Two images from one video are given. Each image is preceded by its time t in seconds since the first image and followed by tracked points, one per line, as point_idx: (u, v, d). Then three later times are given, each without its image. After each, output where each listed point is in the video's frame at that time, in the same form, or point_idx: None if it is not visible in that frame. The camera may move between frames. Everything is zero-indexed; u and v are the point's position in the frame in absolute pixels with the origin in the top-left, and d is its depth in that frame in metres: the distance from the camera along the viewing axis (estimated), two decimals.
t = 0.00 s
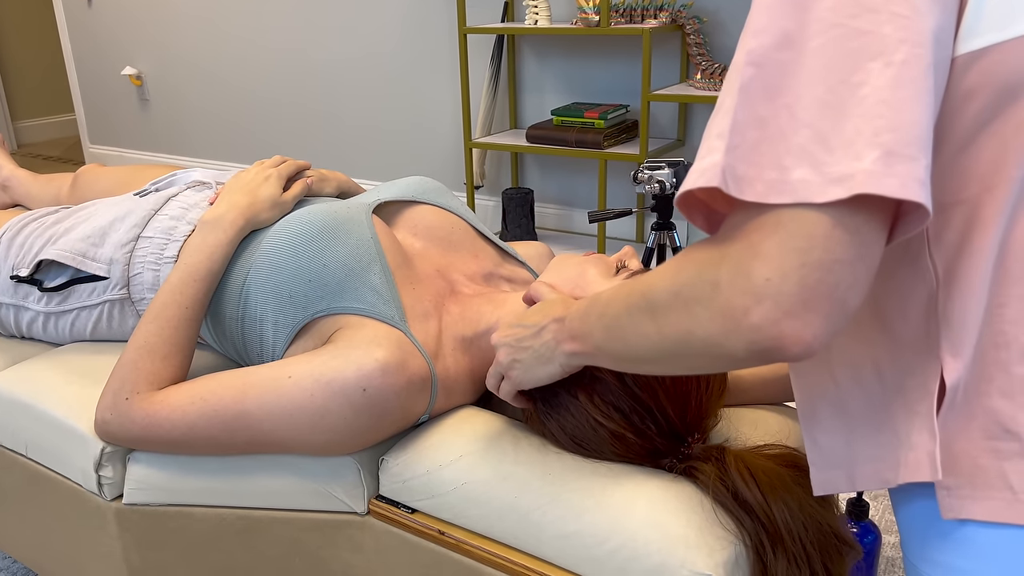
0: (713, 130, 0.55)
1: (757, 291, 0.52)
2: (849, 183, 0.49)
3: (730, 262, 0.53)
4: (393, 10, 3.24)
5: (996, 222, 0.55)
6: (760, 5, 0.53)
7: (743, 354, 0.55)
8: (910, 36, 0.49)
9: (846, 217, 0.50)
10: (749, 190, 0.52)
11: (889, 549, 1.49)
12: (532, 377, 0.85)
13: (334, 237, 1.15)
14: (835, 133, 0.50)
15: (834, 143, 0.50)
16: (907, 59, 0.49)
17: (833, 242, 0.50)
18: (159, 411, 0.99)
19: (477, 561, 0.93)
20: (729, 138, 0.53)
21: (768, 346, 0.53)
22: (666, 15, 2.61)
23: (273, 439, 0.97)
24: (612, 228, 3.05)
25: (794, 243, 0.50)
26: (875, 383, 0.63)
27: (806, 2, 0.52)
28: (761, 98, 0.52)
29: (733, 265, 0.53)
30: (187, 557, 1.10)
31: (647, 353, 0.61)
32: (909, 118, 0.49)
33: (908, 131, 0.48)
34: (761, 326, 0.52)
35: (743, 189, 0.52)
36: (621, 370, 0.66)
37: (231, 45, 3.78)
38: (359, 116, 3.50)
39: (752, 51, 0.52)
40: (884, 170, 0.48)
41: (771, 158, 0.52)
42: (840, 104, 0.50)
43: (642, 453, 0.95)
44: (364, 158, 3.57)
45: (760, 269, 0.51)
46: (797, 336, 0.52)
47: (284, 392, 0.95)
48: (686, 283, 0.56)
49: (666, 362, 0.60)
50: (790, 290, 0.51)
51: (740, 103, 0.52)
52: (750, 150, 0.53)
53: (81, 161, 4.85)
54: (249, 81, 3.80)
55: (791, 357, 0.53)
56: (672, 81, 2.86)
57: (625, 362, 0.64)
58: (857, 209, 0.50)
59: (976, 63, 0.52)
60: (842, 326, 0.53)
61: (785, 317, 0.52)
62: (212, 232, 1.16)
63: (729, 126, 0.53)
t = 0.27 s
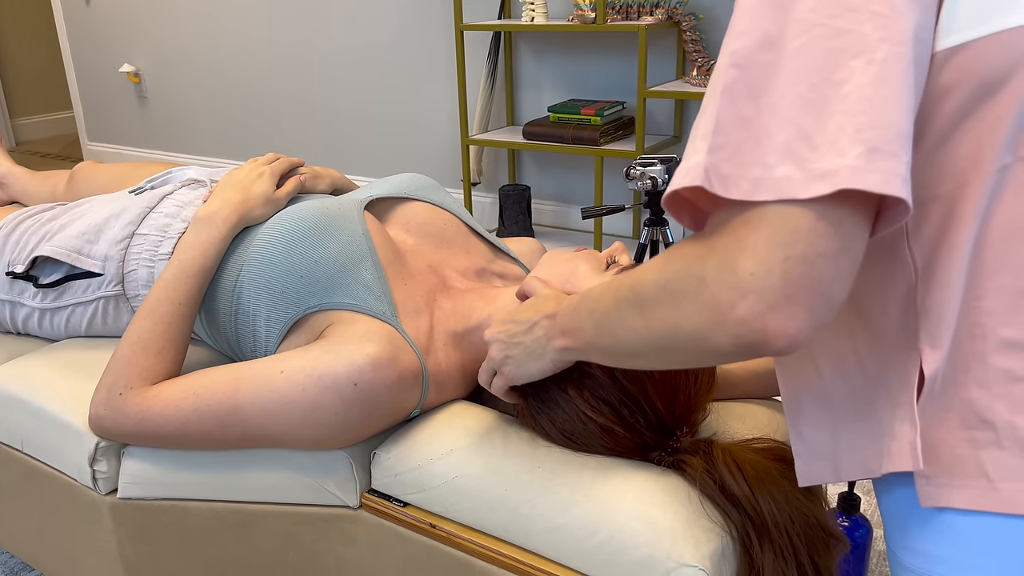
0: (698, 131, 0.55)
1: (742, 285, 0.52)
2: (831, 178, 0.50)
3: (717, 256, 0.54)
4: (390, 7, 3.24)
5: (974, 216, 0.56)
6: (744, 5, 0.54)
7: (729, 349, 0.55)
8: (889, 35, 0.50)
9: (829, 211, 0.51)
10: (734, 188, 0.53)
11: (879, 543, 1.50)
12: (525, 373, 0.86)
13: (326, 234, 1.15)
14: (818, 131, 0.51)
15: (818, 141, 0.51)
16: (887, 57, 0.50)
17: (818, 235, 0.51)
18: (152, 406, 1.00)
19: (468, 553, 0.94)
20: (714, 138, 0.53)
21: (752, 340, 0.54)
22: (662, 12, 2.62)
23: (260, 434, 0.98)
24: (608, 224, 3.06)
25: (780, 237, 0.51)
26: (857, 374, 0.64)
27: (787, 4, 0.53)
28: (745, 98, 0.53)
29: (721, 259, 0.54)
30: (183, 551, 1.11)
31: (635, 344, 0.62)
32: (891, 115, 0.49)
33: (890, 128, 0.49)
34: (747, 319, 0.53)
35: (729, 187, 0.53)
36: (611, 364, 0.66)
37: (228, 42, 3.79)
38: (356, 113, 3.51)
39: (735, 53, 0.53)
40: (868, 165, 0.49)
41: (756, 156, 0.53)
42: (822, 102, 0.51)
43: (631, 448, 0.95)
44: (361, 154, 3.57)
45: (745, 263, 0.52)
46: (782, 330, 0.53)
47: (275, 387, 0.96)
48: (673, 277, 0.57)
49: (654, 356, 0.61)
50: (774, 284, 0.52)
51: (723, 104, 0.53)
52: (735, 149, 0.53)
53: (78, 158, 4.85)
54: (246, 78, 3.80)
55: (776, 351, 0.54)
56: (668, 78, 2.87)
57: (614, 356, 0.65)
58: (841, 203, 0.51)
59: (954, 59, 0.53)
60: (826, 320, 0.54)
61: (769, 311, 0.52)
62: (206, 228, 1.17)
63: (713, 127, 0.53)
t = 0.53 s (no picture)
0: (698, 128, 0.55)
1: (741, 281, 0.52)
2: (832, 175, 0.49)
3: (715, 253, 0.53)
4: (391, 5, 3.23)
5: (978, 214, 0.55)
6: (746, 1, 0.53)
7: (726, 346, 0.54)
8: (892, 31, 0.49)
9: (830, 207, 0.50)
10: (734, 185, 0.52)
11: (884, 542, 1.49)
12: (524, 374, 0.85)
13: (326, 233, 1.15)
14: (819, 127, 0.50)
15: (819, 137, 0.50)
16: (890, 54, 0.49)
17: (818, 232, 0.50)
18: (153, 406, 0.99)
19: (470, 555, 0.93)
20: (713, 134, 0.53)
21: (750, 336, 0.53)
22: (665, 9, 2.60)
23: (260, 435, 0.98)
24: (610, 222, 3.05)
25: (778, 233, 0.50)
26: (859, 371, 0.63)
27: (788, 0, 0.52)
28: (745, 95, 0.52)
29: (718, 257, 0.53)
30: (183, 552, 1.11)
31: (632, 343, 0.61)
32: (892, 112, 0.49)
33: (892, 124, 0.49)
34: (745, 316, 0.52)
35: (729, 184, 0.52)
36: (608, 363, 0.66)
37: (229, 40, 3.78)
38: (357, 110, 3.50)
39: (735, 50, 0.53)
40: (870, 162, 0.48)
41: (755, 152, 0.52)
42: (823, 98, 0.50)
43: (635, 448, 0.94)
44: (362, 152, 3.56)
45: (743, 259, 0.51)
46: (780, 327, 0.52)
47: (275, 388, 0.95)
48: (671, 275, 0.56)
49: (652, 354, 0.60)
50: (773, 280, 0.51)
51: (723, 100, 0.53)
52: (734, 146, 0.52)
53: (80, 156, 4.85)
54: (247, 76, 3.79)
55: (774, 349, 0.53)
56: (670, 75, 2.85)
57: (612, 355, 0.64)
58: (841, 199, 0.50)
59: (956, 56, 0.52)
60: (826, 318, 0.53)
61: (768, 307, 0.52)
62: (206, 228, 1.16)
63: (712, 124, 0.53)
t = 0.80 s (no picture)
0: (713, 122, 0.54)
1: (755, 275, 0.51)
2: (853, 168, 0.48)
3: (727, 248, 0.53)
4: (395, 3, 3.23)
5: (997, 211, 0.54)
6: None
7: (740, 342, 0.54)
8: (913, 24, 0.48)
9: (849, 200, 0.49)
10: (751, 179, 0.51)
11: (893, 543, 1.49)
12: (533, 376, 0.84)
13: (334, 232, 1.14)
14: (838, 121, 0.49)
15: (838, 131, 0.49)
16: (911, 46, 0.48)
17: (836, 225, 0.49)
18: (159, 406, 0.99)
19: (479, 555, 0.93)
20: (729, 128, 0.52)
21: (765, 332, 0.52)
22: (669, 7, 2.60)
23: (269, 434, 0.97)
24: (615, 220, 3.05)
25: (794, 226, 0.50)
26: (877, 374, 0.63)
27: None
28: (762, 89, 0.52)
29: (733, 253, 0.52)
30: (190, 551, 1.10)
31: (644, 341, 0.60)
32: (915, 105, 0.48)
33: (914, 117, 0.48)
34: (759, 311, 0.52)
35: (746, 178, 0.51)
36: (620, 362, 0.65)
37: (233, 38, 3.77)
38: (361, 109, 3.50)
39: (752, 44, 0.52)
40: (892, 156, 0.48)
41: (772, 146, 0.51)
42: (843, 91, 0.49)
43: (644, 449, 0.94)
44: (366, 151, 3.56)
45: (758, 252, 0.51)
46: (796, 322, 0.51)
47: (283, 387, 0.95)
48: (684, 271, 0.55)
49: (665, 353, 0.60)
50: (789, 274, 0.50)
51: (740, 95, 0.52)
52: (751, 140, 0.52)
53: (84, 155, 4.85)
54: (251, 74, 3.79)
55: (788, 344, 0.53)
56: (675, 73, 2.84)
57: (624, 354, 0.64)
58: (860, 193, 0.49)
59: (976, 51, 0.51)
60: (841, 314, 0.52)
61: (783, 302, 0.51)
62: (212, 227, 1.16)
63: (728, 117, 0.52)
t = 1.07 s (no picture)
0: (718, 123, 0.54)
1: (756, 278, 0.51)
2: (860, 172, 0.48)
3: (728, 252, 0.52)
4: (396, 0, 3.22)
5: (1006, 213, 0.54)
6: None
7: (741, 345, 0.54)
8: (921, 25, 0.48)
9: (853, 204, 0.49)
10: (755, 181, 0.51)
11: (894, 541, 1.48)
12: (535, 383, 0.84)
13: (335, 232, 1.14)
14: (845, 123, 0.49)
15: (845, 133, 0.49)
16: (919, 48, 0.48)
17: (839, 230, 0.49)
18: (159, 405, 0.99)
19: (479, 555, 0.93)
20: (733, 130, 0.51)
21: (764, 336, 0.52)
22: (672, 4, 2.59)
23: (271, 433, 0.97)
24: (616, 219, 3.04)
25: (796, 229, 0.49)
26: (884, 376, 0.62)
27: None
28: (766, 90, 0.51)
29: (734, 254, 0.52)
30: (190, 551, 1.10)
31: (638, 342, 0.60)
32: (922, 109, 0.47)
33: (923, 121, 0.47)
34: (760, 314, 0.51)
35: (750, 180, 0.51)
36: (618, 363, 0.65)
37: (234, 36, 3.77)
38: (362, 107, 3.49)
39: (757, 44, 0.51)
40: (900, 160, 0.47)
41: (777, 149, 0.51)
42: (850, 94, 0.49)
43: (645, 448, 0.94)
44: (367, 149, 3.56)
45: (759, 256, 0.50)
46: (797, 326, 0.51)
47: (283, 387, 0.95)
48: (684, 272, 0.55)
49: (663, 354, 0.59)
50: (789, 277, 0.50)
51: (745, 95, 0.51)
52: (756, 141, 0.51)
53: (86, 153, 4.85)
54: (252, 72, 3.79)
55: (788, 348, 0.53)
56: (677, 70, 2.84)
57: (622, 355, 0.63)
58: (865, 197, 0.49)
59: (982, 52, 0.51)
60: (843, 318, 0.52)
61: (783, 305, 0.51)
62: (212, 226, 1.16)
63: (733, 119, 0.51)
